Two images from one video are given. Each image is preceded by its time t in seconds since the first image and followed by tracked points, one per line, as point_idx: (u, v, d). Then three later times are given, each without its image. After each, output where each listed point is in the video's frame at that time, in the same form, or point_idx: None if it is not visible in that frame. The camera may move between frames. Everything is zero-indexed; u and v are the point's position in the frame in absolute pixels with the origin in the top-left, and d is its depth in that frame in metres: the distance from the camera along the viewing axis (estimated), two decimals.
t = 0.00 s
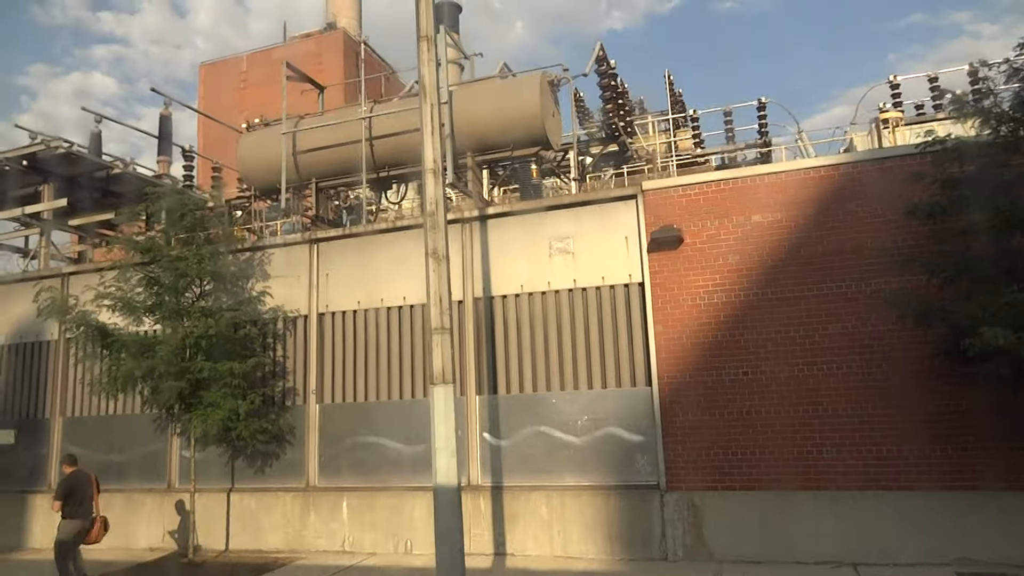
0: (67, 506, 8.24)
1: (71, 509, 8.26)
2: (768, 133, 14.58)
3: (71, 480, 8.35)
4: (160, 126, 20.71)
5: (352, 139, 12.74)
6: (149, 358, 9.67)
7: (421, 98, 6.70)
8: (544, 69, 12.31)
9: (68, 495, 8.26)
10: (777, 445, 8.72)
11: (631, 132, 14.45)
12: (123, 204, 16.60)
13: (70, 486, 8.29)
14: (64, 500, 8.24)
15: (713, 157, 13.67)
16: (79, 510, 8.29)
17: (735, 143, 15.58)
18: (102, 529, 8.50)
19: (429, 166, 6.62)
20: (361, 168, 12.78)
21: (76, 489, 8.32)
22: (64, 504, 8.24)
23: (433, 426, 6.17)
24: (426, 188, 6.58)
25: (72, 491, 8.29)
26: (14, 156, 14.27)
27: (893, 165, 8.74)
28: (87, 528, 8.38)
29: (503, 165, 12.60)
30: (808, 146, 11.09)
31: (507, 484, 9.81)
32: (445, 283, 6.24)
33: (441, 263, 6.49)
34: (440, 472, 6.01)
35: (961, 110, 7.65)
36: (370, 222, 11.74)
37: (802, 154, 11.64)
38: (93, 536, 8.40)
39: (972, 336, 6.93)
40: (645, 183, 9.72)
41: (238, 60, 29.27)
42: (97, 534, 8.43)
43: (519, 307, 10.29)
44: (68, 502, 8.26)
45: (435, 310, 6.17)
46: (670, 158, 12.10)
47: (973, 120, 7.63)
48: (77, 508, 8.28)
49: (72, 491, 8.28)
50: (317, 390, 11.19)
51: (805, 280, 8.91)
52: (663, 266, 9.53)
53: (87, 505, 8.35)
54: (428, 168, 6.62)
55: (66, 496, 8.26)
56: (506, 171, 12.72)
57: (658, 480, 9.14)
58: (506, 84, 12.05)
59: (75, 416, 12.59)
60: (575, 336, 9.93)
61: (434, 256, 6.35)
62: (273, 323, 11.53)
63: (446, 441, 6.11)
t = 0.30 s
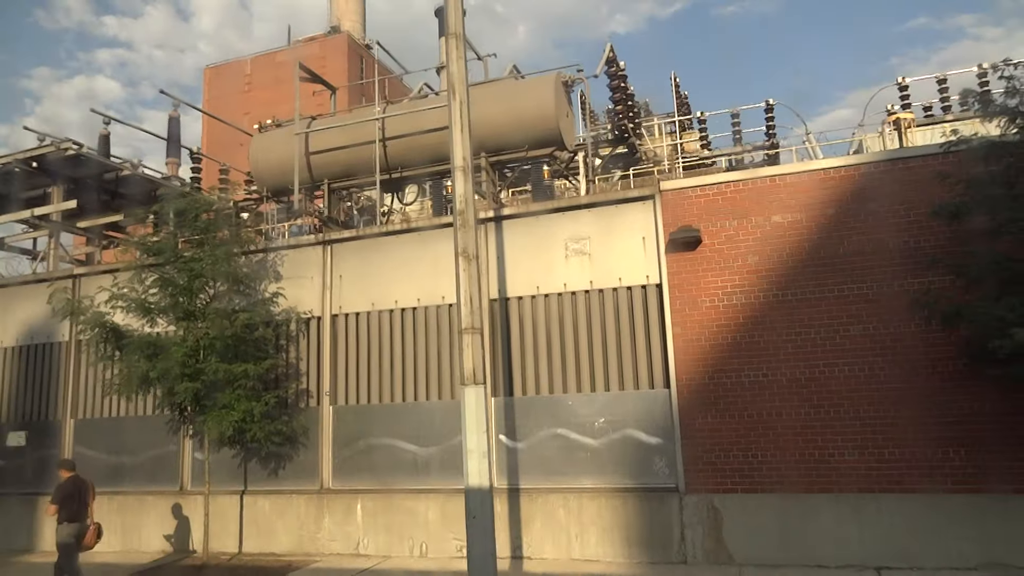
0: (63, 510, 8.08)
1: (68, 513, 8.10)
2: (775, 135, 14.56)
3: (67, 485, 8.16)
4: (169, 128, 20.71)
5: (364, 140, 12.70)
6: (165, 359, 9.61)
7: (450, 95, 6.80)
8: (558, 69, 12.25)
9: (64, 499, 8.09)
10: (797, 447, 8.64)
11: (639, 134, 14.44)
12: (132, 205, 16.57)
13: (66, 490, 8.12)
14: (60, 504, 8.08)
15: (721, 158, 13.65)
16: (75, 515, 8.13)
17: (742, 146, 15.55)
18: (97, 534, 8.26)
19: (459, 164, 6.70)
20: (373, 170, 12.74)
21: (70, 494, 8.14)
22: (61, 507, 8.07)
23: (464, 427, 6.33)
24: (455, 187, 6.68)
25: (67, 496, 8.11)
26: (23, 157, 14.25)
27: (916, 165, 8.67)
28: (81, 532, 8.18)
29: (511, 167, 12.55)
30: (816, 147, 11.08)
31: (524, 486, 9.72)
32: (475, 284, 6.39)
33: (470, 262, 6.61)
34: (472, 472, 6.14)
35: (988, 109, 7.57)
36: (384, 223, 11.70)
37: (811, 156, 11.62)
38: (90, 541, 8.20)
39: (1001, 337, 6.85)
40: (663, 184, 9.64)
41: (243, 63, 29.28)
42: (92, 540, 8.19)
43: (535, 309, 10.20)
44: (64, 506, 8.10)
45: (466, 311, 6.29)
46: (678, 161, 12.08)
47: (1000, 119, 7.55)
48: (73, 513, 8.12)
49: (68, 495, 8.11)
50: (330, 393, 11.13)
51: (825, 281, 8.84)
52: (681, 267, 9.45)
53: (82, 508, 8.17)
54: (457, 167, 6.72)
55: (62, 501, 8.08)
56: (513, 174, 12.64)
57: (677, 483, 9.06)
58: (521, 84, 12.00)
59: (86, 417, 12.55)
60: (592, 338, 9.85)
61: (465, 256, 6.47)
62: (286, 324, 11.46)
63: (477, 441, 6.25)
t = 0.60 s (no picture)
0: (57, 509, 8.15)
1: (62, 512, 8.17)
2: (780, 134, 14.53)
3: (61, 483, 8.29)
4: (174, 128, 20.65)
5: (374, 140, 12.64)
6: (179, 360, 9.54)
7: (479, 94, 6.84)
8: (570, 68, 12.18)
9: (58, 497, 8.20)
10: (817, 448, 8.56)
11: (645, 134, 14.42)
12: (138, 206, 16.49)
13: (61, 488, 8.23)
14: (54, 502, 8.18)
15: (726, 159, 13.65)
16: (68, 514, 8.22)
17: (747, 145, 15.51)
18: (96, 532, 8.43)
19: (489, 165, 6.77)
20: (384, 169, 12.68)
21: (66, 493, 8.25)
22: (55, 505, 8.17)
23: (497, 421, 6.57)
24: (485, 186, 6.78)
25: (62, 495, 8.22)
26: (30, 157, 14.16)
27: (935, 163, 8.60)
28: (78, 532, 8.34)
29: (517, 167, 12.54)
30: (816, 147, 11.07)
31: (539, 487, 9.64)
32: (506, 283, 6.52)
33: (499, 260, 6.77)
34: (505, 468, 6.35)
35: (1011, 105, 7.51)
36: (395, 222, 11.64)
37: (817, 156, 11.58)
38: (88, 540, 8.36)
39: None
40: (679, 183, 9.58)
41: (243, 65, 29.28)
42: (91, 537, 8.37)
43: (550, 309, 10.13)
44: (59, 506, 8.18)
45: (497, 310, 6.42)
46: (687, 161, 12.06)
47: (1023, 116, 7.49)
48: (68, 513, 8.20)
49: (64, 494, 8.23)
50: (342, 393, 11.06)
51: (845, 280, 8.76)
52: (698, 267, 9.38)
53: (78, 506, 8.32)
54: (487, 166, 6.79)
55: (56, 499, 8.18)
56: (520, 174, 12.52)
57: (695, 484, 8.98)
58: (533, 83, 11.93)
59: (95, 418, 12.48)
60: (608, 338, 9.77)
61: (497, 256, 6.60)
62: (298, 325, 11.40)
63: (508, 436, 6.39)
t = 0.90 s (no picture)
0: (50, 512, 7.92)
1: (54, 515, 7.92)
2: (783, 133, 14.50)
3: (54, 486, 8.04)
4: (179, 127, 20.56)
5: (384, 136, 12.55)
6: (191, 358, 9.45)
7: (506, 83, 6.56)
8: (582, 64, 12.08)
9: (50, 501, 7.97)
10: (836, 446, 8.49)
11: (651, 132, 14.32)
12: (143, 203, 16.40)
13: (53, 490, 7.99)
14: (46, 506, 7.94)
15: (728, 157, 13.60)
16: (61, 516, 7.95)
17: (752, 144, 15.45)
18: (91, 534, 8.07)
19: (519, 154, 6.44)
20: (394, 166, 12.60)
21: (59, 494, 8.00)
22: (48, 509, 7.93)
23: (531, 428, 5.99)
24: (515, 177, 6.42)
25: (55, 497, 7.99)
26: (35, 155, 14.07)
27: (955, 160, 8.53)
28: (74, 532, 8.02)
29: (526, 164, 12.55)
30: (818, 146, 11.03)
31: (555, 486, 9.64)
32: (540, 278, 6.13)
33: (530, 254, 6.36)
34: (539, 474, 5.90)
35: None
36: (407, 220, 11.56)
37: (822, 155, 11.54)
38: (86, 540, 8.02)
39: None
40: (695, 179, 9.50)
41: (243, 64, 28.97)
42: (86, 539, 8.01)
43: (564, 306, 10.06)
44: (52, 508, 7.95)
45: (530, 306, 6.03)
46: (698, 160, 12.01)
47: None
48: (60, 514, 7.95)
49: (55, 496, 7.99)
50: (354, 392, 10.98)
51: (864, 277, 8.69)
52: (715, 264, 9.30)
53: (73, 505, 8.08)
54: (516, 156, 6.47)
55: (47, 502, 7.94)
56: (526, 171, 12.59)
57: (713, 483, 8.91)
58: (545, 79, 11.83)
59: (103, 417, 12.41)
60: (623, 336, 9.68)
61: (528, 248, 6.19)
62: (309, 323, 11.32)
63: (542, 443, 6.00)
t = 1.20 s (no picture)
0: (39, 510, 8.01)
1: (44, 512, 8.03)
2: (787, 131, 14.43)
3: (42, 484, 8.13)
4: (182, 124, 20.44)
5: (392, 133, 12.47)
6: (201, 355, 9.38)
7: (536, 82, 7.01)
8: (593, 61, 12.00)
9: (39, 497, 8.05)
10: (853, 444, 8.44)
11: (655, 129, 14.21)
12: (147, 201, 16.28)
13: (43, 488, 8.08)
14: (34, 503, 8.01)
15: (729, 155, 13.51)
16: (50, 514, 8.06)
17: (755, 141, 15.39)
18: (77, 530, 8.26)
19: (548, 151, 6.85)
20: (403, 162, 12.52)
21: (50, 492, 8.12)
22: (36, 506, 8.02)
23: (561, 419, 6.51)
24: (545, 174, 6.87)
25: (45, 494, 8.08)
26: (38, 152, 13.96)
27: (973, 156, 8.48)
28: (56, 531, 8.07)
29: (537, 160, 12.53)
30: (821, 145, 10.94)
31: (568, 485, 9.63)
32: (567, 273, 6.63)
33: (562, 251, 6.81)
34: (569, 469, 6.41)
35: None
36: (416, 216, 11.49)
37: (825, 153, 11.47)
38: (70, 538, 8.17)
39: None
40: (710, 176, 9.44)
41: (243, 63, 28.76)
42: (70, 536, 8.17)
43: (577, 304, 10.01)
44: (41, 506, 8.04)
45: (559, 301, 6.52)
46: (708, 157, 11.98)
47: None
48: (49, 512, 8.05)
49: (45, 492, 8.09)
50: (364, 390, 10.91)
51: (881, 274, 8.64)
52: (729, 261, 9.24)
53: (60, 505, 8.12)
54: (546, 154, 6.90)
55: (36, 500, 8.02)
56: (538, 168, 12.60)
57: (728, 481, 8.85)
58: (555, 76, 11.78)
59: (111, 415, 12.32)
60: (636, 334, 9.61)
61: (559, 242, 6.61)
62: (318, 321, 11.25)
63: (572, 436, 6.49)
